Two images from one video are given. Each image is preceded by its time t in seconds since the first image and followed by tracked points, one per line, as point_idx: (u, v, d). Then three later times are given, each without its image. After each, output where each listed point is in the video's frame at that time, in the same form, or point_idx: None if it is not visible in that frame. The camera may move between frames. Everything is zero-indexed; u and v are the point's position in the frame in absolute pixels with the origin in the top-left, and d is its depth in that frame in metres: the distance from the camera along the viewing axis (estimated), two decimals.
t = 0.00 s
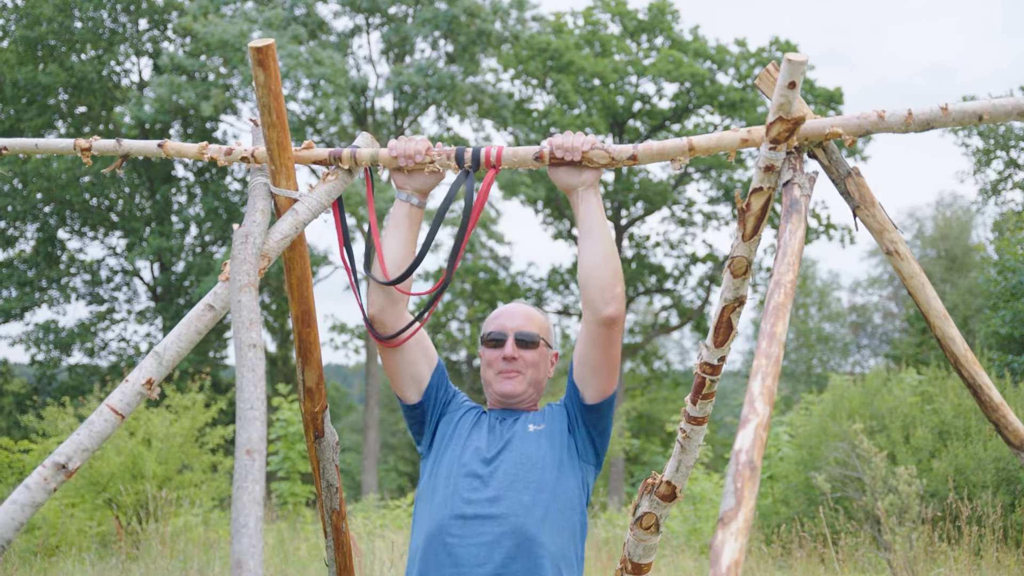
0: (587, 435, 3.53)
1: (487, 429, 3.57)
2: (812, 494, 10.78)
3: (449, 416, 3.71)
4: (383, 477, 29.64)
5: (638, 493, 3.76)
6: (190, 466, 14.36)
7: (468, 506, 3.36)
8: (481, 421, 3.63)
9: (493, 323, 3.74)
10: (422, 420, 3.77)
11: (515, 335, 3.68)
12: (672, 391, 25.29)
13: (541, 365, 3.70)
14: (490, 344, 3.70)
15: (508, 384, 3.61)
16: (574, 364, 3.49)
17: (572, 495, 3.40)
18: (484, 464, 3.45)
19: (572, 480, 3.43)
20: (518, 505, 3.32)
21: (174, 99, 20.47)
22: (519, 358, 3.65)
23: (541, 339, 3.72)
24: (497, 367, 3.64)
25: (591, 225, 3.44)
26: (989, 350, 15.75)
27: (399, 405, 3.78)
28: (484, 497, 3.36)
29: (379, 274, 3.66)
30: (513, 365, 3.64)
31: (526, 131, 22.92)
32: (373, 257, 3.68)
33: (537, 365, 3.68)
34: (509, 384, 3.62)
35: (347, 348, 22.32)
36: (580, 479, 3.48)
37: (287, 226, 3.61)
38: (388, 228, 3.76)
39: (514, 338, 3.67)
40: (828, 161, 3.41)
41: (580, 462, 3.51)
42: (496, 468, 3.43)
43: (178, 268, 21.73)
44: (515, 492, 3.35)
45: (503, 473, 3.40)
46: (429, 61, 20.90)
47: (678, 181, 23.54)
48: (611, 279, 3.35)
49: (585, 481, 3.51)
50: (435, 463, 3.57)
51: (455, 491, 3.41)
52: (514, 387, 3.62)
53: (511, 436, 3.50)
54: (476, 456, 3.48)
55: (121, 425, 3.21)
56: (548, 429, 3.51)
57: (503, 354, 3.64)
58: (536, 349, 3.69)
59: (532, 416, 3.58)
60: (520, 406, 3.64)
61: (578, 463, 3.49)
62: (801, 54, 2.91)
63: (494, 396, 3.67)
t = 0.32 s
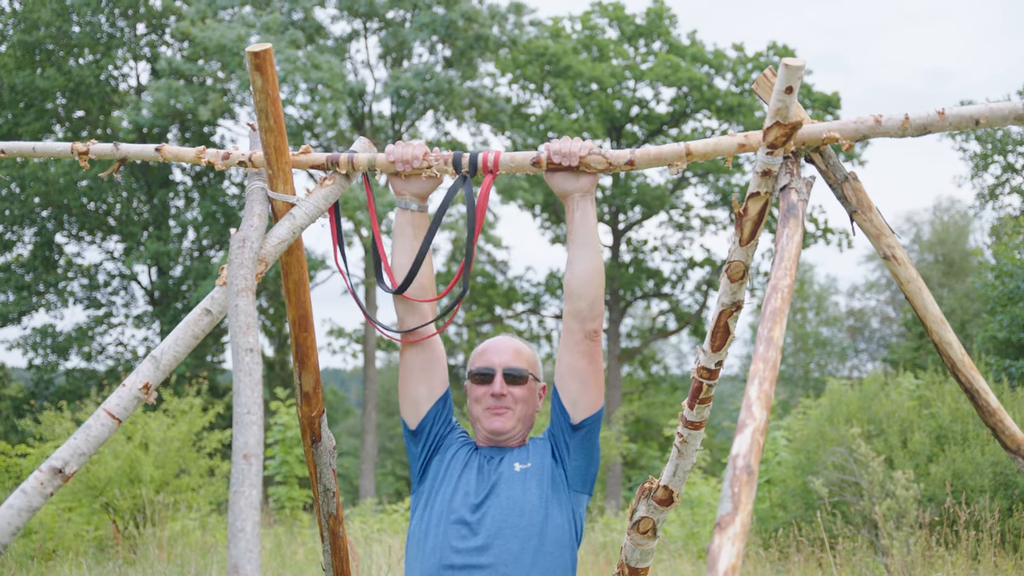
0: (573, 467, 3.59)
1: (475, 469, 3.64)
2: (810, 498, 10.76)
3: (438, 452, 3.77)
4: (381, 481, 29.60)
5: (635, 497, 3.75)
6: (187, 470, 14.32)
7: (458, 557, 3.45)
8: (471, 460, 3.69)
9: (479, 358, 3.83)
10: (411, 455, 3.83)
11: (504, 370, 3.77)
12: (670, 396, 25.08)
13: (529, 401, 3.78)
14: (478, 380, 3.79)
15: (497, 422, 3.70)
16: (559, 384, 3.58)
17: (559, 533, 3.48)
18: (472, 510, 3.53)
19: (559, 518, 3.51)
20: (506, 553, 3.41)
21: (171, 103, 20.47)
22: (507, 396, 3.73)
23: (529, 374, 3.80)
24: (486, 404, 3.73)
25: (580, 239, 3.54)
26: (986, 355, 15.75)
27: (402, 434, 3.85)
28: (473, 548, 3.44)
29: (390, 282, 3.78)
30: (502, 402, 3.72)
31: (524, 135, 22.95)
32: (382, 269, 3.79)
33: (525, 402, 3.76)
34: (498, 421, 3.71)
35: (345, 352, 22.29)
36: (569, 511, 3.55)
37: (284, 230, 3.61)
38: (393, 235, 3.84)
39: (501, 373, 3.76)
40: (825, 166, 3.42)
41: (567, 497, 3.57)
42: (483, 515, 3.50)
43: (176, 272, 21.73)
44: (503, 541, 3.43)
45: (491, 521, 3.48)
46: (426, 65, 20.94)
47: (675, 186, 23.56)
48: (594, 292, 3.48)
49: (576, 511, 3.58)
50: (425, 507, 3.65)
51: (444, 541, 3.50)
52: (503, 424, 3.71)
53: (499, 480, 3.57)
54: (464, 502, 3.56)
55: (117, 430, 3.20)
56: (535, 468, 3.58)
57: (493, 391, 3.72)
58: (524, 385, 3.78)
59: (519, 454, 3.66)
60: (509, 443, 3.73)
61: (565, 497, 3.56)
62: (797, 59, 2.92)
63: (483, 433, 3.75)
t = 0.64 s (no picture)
0: (562, 469, 3.58)
1: (463, 476, 3.63)
2: (808, 500, 10.76)
3: (427, 455, 3.77)
4: (379, 483, 29.58)
5: (633, 498, 3.74)
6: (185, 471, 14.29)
7: (446, 563, 3.46)
8: (459, 465, 3.68)
9: (470, 364, 3.84)
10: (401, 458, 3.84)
11: (495, 376, 3.78)
12: (669, 396, 24.99)
13: (520, 408, 3.79)
14: (468, 386, 3.79)
15: (487, 429, 3.71)
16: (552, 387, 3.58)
17: (546, 539, 3.48)
18: (459, 518, 3.54)
19: (545, 523, 3.51)
20: (493, 560, 3.42)
21: (170, 104, 20.48)
22: (499, 403, 3.74)
23: (520, 381, 3.81)
24: (476, 410, 3.74)
25: (577, 240, 3.56)
26: (985, 356, 15.78)
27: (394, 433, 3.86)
28: (460, 555, 3.45)
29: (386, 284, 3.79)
30: (492, 410, 3.73)
31: (523, 136, 22.96)
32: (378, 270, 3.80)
33: (516, 408, 3.77)
34: (488, 428, 3.71)
35: (343, 353, 22.26)
36: (557, 515, 3.55)
37: (282, 231, 3.60)
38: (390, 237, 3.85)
39: (492, 380, 3.77)
40: (823, 168, 3.43)
41: (555, 500, 3.57)
42: (470, 522, 3.51)
43: (174, 273, 21.71)
44: (490, 549, 3.44)
45: (478, 528, 3.48)
46: (425, 66, 20.96)
47: (674, 187, 23.55)
48: (588, 295, 3.50)
49: (564, 514, 3.57)
50: (414, 512, 3.66)
51: (433, 548, 3.50)
52: (493, 431, 3.71)
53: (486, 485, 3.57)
54: (452, 509, 3.56)
55: (115, 431, 3.20)
56: (522, 474, 3.58)
57: (484, 398, 3.73)
58: (514, 392, 3.78)
59: (506, 460, 3.66)
60: (500, 449, 3.72)
61: (552, 501, 3.56)
62: (796, 60, 2.92)
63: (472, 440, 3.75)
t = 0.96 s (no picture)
0: (562, 473, 3.61)
1: (463, 478, 3.64)
2: (805, 498, 10.80)
3: (424, 461, 3.79)
4: (377, 482, 29.57)
5: (630, 498, 3.75)
6: (183, 471, 14.28)
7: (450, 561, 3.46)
8: (457, 469, 3.69)
9: (461, 367, 3.85)
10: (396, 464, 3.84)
11: (486, 379, 3.79)
12: (666, 396, 24.99)
13: (512, 410, 3.79)
14: (459, 390, 3.81)
15: (479, 431, 3.70)
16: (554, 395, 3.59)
17: (548, 541, 3.49)
18: (461, 518, 3.54)
19: (547, 524, 3.52)
20: (494, 557, 3.42)
21: (167, 104, 20.46)
22: (489, 406, 3.74)
23: (511, 382, 3.82)
24: (468, 414, 3.73)
25: (574, 244, 3.55)
26: (982, 355, 15.81)
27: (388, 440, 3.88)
28: (463, 553, 3.46)
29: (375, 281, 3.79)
30: (482, 412, 3.73)
31: (521, 136, 22.96)
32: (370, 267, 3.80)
33: (507, 409, 3.77)
34: (479, 431, 3.70)
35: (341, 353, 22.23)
36: (557, 518, 3.57)
37: (278, 230, 3.61)
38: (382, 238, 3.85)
39: (482, 383, 3.78)
40: (819, 167, 3.44)
41: (555, 504, 3.59)
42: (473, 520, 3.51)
43: (172, 273, 21.68)
44: (494, 548, 3.43)
45: (481, 528, 3.49)
46: (423, 66, 20.97)
47: (672, 186, 23.55)
48: (590, 302, 3.50)
49: (563, 519, 3.60)
50: (414, 515, 3.67)
51: (435, 549, 3.50)
52: (485, 434, 3.70)
53: (487, 487, 3.58)
54: (453, 510, 3.57)
55: (112, 430, 3.20)
56: (522, 476, 3.58)
57: (473, 402, 3.73)
58: (506, 394, 3.78)
59: (505, 462, 3.66)
60: (494, 451, 3.73)
61: (553, 504, 3.57)
62: (791, 59, 2.93)
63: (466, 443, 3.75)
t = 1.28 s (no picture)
0: (575, 487, 3.62)
1: (472, 481, 3.68)
2: (804, 497, 10.87)
3: (434, 463, 3.84)
4: (375, 481, 29.57)
5: (629, 496, 3.74)
6: (182, 469, 14.26)
7: (453, 559, 3.51)
8: (466, 472, 3.73)
9: (469, 369, 3.84)
10: (405, 461, 3.88)
11: (490, 380, 3.78)
12: (664, 394, 24.97)
13: (518, 409, 3.78)
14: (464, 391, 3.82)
15: (485, 432, 3.73)
16: (583, 423, 3.54)
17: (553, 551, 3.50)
18: (467, 520, 3.57)
19: (555, 537, 3.53)
20: (498, 561, 3.45)
21: (165, 103, 20.44)
22: (495, 406, 3.75)
23: (517, 383, 3.80)
24: (474, 415, 3.76)
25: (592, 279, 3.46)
26: (980, 354, 15.81)
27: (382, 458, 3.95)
28: (468, 552, 3.50)
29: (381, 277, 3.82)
30: (488, 412, 3.75)
31: (519, 135, 22.97)
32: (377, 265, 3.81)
33: (513, 409, 3.77)
34: (485, 431, 3.73)
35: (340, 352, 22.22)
36: (565, 529, 3.58)
37: (277, 229, 3.61)
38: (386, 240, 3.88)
39: (486, 383, 3.78)
40: (818, 165, 3.44)
41: (566, 515, 3.60)
42: (481, 520, 3.55)
43: (170, 272, 21.64)
44: (496, 551, 3.47)
45: (485, 530, 3.52)
46: (420, 65, 20.96)
47: (670, 185, 23.52)
48: (623, 338, 3.42)
49: (571, 531, 3.62)
50: (421, 512, 3.73)
51: (439, 546, 3.56)
52: (490, 433, 3.73)
53: (498, 491, 3.60)
54: (461, 512, 3.60)
55: (111, 428, 3.20)
56: (534, 486, 3.59)
57: (476, 405, 3.75)
58: (512, 393, 3.77)
59: (518, 468, 3.66)
60: (499, 450, 3.76)
61: (562, 516, 3.59)
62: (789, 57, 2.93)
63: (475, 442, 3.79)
